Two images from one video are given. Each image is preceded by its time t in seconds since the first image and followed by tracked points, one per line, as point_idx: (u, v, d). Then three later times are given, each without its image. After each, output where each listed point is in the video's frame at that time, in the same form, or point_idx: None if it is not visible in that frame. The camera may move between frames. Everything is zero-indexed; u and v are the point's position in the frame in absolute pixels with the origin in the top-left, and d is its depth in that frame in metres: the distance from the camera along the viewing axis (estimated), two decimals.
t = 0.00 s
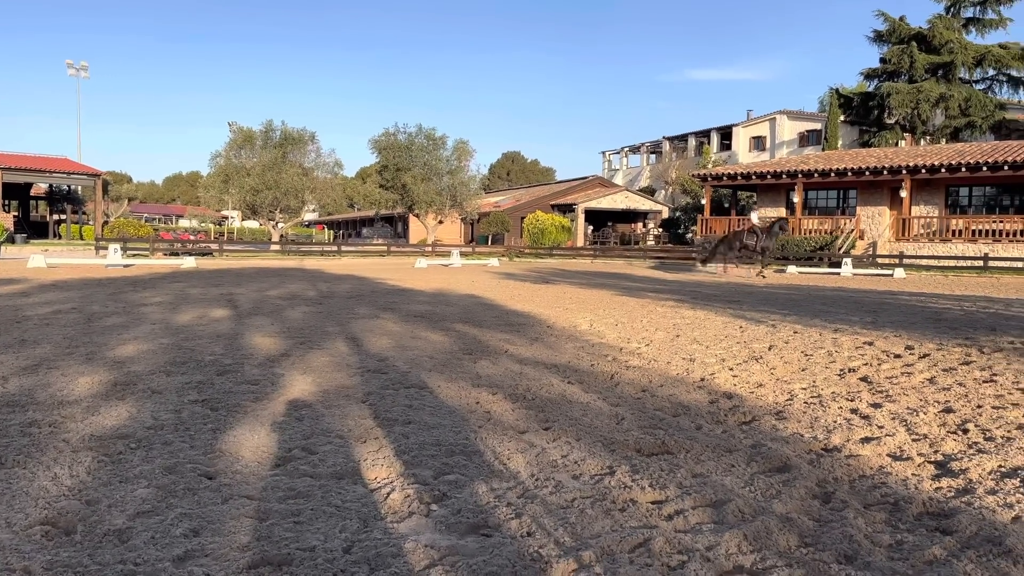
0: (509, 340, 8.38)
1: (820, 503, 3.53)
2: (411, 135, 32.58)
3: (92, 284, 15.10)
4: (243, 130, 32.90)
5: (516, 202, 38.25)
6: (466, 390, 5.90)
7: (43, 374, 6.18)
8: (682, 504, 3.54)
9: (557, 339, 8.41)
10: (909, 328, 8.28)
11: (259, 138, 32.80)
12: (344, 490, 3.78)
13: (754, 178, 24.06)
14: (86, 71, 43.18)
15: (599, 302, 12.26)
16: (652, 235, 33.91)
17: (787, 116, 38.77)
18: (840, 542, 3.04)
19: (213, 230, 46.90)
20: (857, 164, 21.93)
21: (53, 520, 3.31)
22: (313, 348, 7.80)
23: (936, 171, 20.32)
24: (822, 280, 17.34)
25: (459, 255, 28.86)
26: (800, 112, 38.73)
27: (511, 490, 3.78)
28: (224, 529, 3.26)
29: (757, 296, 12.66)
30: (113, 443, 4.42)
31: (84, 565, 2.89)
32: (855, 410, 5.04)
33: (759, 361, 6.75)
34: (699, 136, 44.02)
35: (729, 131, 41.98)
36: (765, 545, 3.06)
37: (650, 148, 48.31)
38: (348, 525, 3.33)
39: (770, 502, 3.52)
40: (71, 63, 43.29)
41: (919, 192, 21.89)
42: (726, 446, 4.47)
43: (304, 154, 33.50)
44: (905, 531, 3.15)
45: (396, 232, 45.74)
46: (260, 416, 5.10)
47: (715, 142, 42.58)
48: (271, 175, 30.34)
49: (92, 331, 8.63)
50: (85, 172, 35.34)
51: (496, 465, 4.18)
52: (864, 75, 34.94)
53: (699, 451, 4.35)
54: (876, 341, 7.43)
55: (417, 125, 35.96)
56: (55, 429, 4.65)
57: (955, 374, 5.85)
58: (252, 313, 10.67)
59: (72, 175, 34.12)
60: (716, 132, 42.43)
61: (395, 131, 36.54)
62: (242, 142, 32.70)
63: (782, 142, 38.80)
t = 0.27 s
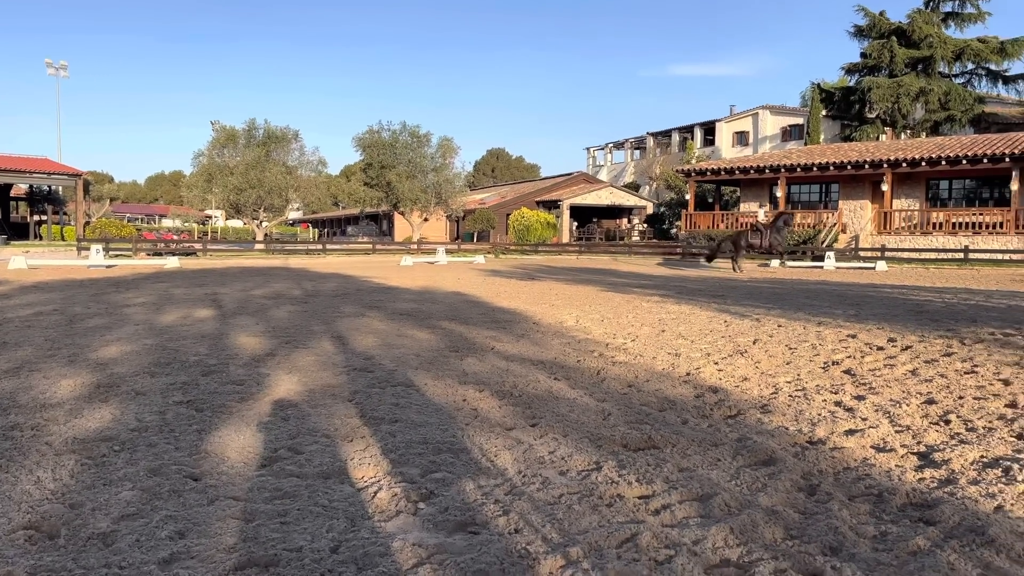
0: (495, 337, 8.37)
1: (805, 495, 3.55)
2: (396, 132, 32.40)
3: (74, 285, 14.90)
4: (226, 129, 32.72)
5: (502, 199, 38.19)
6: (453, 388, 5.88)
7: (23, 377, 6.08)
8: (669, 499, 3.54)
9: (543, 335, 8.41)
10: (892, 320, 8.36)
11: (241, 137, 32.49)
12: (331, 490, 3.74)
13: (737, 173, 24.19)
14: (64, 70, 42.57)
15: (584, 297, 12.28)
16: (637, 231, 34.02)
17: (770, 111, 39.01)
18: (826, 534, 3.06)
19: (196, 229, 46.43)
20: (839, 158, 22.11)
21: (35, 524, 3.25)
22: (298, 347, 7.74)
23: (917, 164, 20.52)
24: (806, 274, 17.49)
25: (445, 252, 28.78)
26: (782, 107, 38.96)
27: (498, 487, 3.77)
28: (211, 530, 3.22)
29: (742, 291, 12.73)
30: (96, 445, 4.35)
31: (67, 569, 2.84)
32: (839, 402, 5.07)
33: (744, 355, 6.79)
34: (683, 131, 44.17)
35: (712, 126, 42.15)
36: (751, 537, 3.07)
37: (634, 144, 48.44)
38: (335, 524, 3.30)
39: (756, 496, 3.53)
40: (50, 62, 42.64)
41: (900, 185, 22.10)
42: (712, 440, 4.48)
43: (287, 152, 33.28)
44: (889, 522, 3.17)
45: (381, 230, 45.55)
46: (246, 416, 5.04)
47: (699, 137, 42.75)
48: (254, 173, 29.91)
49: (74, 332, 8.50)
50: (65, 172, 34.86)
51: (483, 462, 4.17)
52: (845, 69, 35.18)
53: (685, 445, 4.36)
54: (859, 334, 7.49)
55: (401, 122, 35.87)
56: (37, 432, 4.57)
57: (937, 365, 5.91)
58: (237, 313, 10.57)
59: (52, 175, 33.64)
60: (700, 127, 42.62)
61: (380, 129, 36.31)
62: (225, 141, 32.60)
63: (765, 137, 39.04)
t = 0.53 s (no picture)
0: (477, 334, 8.34)
1: (788, 487, 3.56)
2: (374, 129, 32.21)
3: (48, 288, 14.61)
4: (203, 128, 32.14)
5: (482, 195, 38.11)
6: (435, 386, 5.84)
7: None
8: (653, 493, 3.53)
9: (526, 332, 8.39)
10: (871, 312, 8.44)
11: (218, 135, 32.06)
12: (313, 490, 3.69)
13: (716, 168, 24.34)
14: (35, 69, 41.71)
15: (566, 293, 12.27)
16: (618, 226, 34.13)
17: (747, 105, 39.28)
18: (808, 525, 3.07)
19: (173, 229, 45.75)
20: (816, 151, 22.32)
21: (12, 531, 3.17)
22: (279, 347, 7.64)
23: (893, 157, 20.78)
24: (785, 267, 17.63)
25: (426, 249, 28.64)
26: (759, 101, 39.25)
27: (482, 485, 3.74)
28: (192, 534, 3.15)
29: (722, 284, 12.80)
30: (74, 450, 4.25)
31: None
32: (819, 394, 5.11)
33: (726, 348, 6.82)
34: (662, 126, 44.36)
35: (691, 121, 42.37)
36: (735, 531, 3.07)
37: (613, 139, 48.55)
38: (318, 525, 3.25)
39: (739, 488, 3.53)
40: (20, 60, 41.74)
41: (877, 178, 22.37)
42: (694, 433, 4.49)
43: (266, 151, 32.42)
44: (870, 512, 3.19)
45: (362, 227, 45.25)
46: (226, 418, 4.96)
47: (678, 132, 42.96)
48: (232, 173, 29.73)
49: (48, 336, 8.33)
50: (37, 173, 34.15)
51: (467, 460, 4.13)
52: (821, 63, 35.48)
53: (667, 439, 4.37)
54: (838, 326, 7.56)
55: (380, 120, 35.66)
56: (12, 438, 4.46)
57: (914, 356, 5.98)
58: (216, 314, 10.43)
59: (24, 176, 32.94)
60: (679, 122, 42.82)
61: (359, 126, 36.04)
62: (202, 140, 31.90)
63: (744, 131, 39.31)
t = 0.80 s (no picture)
0: (455, 331, 8.29)
1: (764, 478, 3.58)
2: (349, 126, 31.95)
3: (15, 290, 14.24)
4: (174, 126, 31.61)
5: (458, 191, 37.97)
6: (413, 383, 5.79)
7: None
8: (631, 487, 3.53)
9: (503, 328, 8.36)
10: (844, 303, 8.55)
11: (190, 134, 31.56)
12: (291, 491, 3.62)
13: (691, 162, 24.50)
14: None
15: (543, 289, 12.27)
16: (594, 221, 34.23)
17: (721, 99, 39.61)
18: (784, 516, 3.08)
19: (144, 229, 44.96)
20: (789, 145, 22.55)
21: None
22: (255, 347, 7.53)
23: (864, 149, 21.07)
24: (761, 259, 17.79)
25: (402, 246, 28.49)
26: (733, 96, 39.58)
27: (461, 482, 3.71)
28: (167, 537, 3.09)
29: (698, 278, 12.88)
30: (45, 455, 4.14)
31: None
32: (794, 385, 5.15)
33: (702, 341, 6.86)
34: (637, 121, 44.55)
35: (665, 116, 42.62)
36: (712, 522, 3.08)
37: (588, 135, 48.69)
38: (296, 526, 3.19)
39: (717, 480, 3.54)
40: None
41: (849, 170, 22.67)
42: (672, 426, 4.50)
43: (240, 149, 31.97)
44: (845, 501, 3.22)
45: (337, 225, 44.87)
46: (202, 419, 4.87)
47: (653, 127, 43.19)
48: (205, 171, 29.30)
49: (17, 339, 8.11)
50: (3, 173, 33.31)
51: (446, 458, 4.09)
52: (793, 57, 35.84)
53: (645, 432, 4.37)
54: (812, 318, 7.64)
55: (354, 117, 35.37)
56: None
57: (886, 346, 6.06)
58: (190, 314, 10.24)
59: None
60: (654, 117, 43.05)
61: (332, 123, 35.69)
62: (174, 138, 31.57)
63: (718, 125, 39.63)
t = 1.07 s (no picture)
0: (429, 329, 8.23)
1: (737, 471, 3.60)
2: (320, 124, 31.61)
3: None
4: (141, 124, 30.79)
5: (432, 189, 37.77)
6: (387, 382, 5.72)
7: None
8: (606, 482, 3.52)
9: (478, 325, 8.32)
10: (814, 297, 8.66)
11: (159, 133, 30.81)
12: (264, 492, 3.55)
13: (664, 158, 24.64)
14: None
15: (518, 286, 12.25)
16: (568, 218, 34.29)
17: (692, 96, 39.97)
18: (757, 508, 3.10)
19: (111, 230, 43.98)
20: (760, 141, 22.82)
21: None
22: (227, 348, 7.39)
23: (833, 145, 21.39)
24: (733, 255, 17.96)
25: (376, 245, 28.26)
26: (704, 92, 39.90)
27: (436, 481, 3.66)
28: (138, 542, 3.00)
29: (671, 273, 12.97)
30: (11, 461, 4.01)
31: None
32: (766, 378, 5.20)
33: (675, 336, 6.90)
34: (610, 117, 44.72)
35: (638, 113, 42.84)
36: (686, 516, 3.08)
37: (561, 132, 48.79)
38: (269, 528, 3.12)
39: (690, 474, 3.55)
40: None
41: (818, 166, 23.00)
42: (646, 421, 4.50)
43: (210, 148, 31.54)
44: (816, 492, 3.25)
45: (310, 224, 44.37)
46: (172, 422, 4.76)
47: (625, 124, 43.41)
48: (174, 170, 28.68)
49: None
50: None
51: (421, 457, 4.05)
52: (763, 53, 36.23)
53: (619, 428, 4.37)
54: (784, 311, 7.72)
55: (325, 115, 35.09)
56: None
57: (856, 339, 6.14)
58: (160, 315, 10.03)
59: None
60: (626, 114, 43.27)
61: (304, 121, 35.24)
62: (141, 137, 30.74)
63: (689, 122, 39.98)
